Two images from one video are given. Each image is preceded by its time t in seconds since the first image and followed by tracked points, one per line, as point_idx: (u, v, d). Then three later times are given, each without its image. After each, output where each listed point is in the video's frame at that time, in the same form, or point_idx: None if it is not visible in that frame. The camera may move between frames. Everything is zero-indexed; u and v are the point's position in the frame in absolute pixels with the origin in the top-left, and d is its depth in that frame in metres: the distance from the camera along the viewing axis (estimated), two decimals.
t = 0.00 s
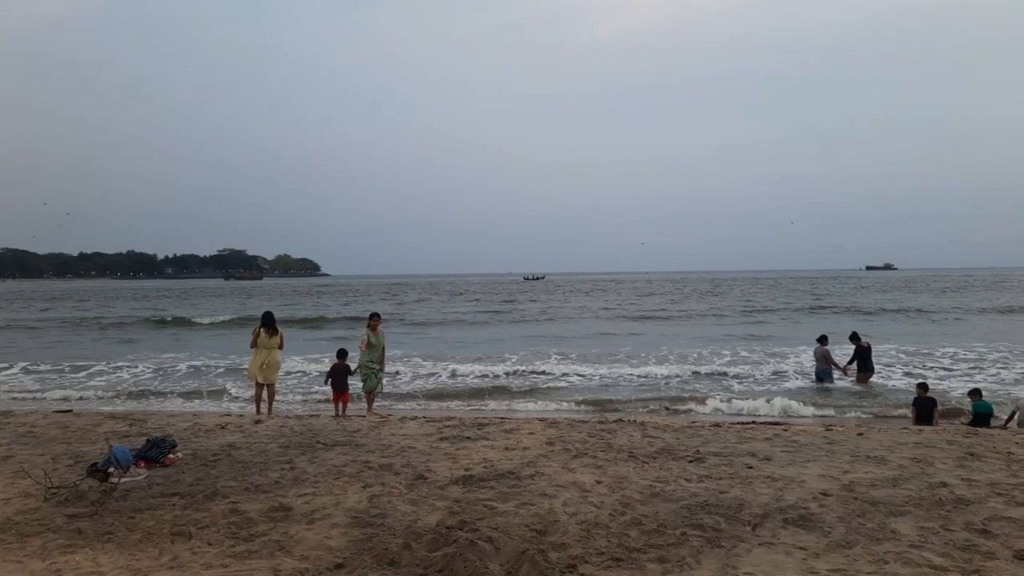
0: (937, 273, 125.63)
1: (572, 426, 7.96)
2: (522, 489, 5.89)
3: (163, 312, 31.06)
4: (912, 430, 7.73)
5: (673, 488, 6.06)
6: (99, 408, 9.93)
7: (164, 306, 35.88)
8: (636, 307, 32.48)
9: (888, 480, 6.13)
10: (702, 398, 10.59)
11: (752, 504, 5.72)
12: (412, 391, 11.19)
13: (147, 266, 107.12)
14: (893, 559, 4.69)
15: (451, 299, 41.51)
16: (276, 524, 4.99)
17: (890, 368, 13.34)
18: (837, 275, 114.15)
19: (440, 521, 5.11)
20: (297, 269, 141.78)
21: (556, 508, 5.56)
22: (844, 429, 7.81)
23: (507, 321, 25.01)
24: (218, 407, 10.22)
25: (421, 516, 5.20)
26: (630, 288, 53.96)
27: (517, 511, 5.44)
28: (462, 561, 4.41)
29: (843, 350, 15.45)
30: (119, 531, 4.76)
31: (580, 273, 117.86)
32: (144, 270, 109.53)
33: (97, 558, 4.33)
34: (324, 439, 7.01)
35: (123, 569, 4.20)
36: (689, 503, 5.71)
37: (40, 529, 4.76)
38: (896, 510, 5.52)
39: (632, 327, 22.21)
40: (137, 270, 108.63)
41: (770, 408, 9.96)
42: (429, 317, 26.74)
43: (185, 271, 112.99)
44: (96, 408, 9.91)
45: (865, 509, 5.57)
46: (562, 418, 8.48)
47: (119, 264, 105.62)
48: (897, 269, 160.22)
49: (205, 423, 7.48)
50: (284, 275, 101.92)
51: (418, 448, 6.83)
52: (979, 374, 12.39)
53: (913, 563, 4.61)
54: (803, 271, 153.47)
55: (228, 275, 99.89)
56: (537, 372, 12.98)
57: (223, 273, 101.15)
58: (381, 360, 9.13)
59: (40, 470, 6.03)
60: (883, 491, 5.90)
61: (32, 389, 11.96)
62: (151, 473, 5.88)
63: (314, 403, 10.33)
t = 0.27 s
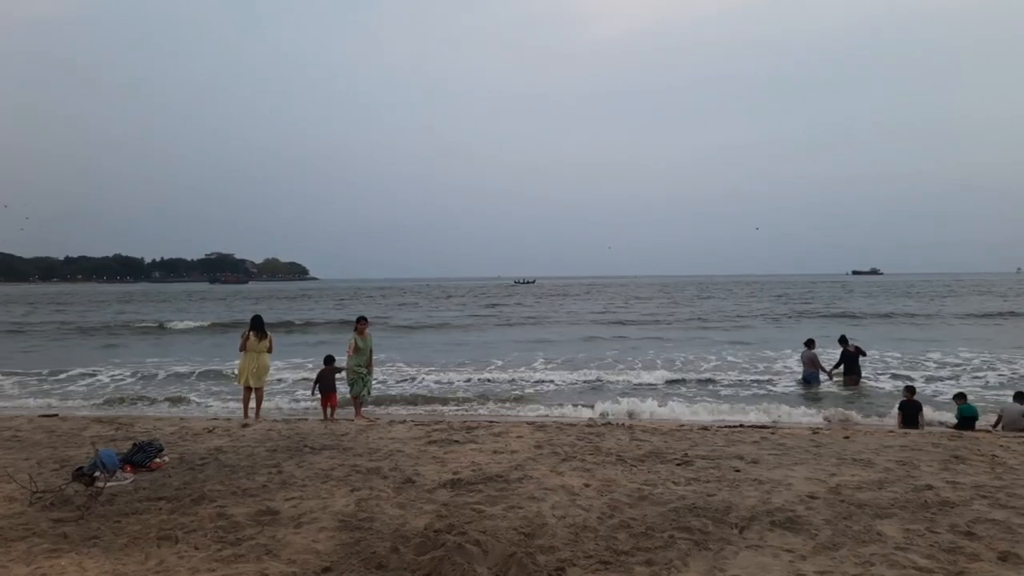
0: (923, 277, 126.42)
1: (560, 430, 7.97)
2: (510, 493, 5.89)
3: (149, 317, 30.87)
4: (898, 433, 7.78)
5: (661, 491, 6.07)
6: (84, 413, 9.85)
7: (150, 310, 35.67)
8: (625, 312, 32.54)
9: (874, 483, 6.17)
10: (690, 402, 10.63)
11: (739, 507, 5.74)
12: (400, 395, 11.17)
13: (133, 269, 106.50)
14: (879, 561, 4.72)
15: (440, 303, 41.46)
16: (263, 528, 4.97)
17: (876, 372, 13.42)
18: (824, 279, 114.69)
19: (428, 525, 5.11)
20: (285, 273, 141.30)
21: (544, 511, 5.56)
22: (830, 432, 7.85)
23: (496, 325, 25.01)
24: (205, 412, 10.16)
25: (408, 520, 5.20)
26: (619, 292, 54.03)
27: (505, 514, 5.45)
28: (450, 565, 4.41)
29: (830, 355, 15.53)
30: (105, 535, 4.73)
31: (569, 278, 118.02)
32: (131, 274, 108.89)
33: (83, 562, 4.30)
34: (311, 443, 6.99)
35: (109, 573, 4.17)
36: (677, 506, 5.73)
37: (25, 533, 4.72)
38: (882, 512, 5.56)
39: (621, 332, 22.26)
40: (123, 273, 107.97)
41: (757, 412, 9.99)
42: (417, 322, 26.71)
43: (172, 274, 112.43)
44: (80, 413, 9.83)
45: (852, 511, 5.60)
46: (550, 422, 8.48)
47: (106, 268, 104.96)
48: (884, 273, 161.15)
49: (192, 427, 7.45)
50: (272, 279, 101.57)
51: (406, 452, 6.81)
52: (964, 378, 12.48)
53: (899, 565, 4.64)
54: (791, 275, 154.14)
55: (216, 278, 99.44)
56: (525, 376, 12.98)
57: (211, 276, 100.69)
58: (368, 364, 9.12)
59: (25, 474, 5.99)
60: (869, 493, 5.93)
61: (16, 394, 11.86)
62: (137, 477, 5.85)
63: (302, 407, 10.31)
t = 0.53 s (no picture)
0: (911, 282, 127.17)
1: (550, 433, 7.96)
2: (499, 497, 5.89)
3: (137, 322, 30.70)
4: (886, 436, 7.82)
5: (650, 494, 6.08)
6: (70, 417, 9.78)
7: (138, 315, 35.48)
8: (615, 316, 32.57)
9: (862, 486, 6.19)
10: (680, 407, 10.65)
11: (728, 510, 5.76)
12: (390, 401, 11.14)
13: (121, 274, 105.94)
14: (867, 564, 4.74)
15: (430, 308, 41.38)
16: (251, 534, 4.95)
17: (865, 376, 13.47)
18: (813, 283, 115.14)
19: (418, 530, 5.09)
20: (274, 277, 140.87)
21: (534, 515, 5.56)
22: (819, 436, 7.88)
23: (486, 330, 24.97)
24: (193, 416, 10.10)
25: (398, 525, 5.18)
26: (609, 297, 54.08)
27: (494, 519, 5.44)
28: (439, 570, 4.40)
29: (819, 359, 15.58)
30: (91, 541, 4.70)
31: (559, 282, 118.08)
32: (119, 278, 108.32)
33: (68, 568, 4.27)
34: (300, 448, 6.96)
35: None
36: (666, 510, 5.73)
37: (10, 539, 4.69)
38: (870, 515, 5.58)
39: (611, 337, 22.28)
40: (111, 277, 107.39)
41: (746, 416, 10.01)
42: (407, 326, 26.66)
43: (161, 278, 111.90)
44: (66, 417, 9.75)
45: (840, 514, 5.62)
46: (540, 426, 8.48)
47: (93, 272, 104.36)
48: (873, 278, 161.96)
49: (180, 432, 7.41)
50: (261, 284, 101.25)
51: (395, 456, 6.80)
52: (952, 382, 12.55)
53: (887, 568, 4.66)
54: (780, 279, 154.70)
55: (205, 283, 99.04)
56: (515, 381, 12.97)
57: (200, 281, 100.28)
58: (358, 368, 9.09)
59: (10, 479, 5.94)
60: (858, 497, 5.95)
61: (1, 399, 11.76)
62: (124, 482, 5.81)
63: (291, 412, 10.27)
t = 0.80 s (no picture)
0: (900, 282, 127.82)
1: (539, 434, 7.97)
2: (489, 498, 5.89)
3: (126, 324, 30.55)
4: (874, 435, 7.85)
5: (639, 494, 6.09)
6: (58, 419, 9.74)
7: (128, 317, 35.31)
8: (606, 317, 32.61)
9: (850, 485, 6.22)
10: (669, 408, 10.67)
11: (716, 510, 5.77)
12: (380, 403, 11.12)
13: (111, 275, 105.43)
14: (855, 563, 4.76)
15: (421, 309, 41.35)
16: (239, 536, 4.94)
17: (853, 376, 13.53)
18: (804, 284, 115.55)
19: (407, 531, 5.09)
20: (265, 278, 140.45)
21: (523, 516, 5.56)
22: (807, 435, 7.91)
23: (476, 332, 24.96)
24: (182, 418, 10.06)
25: (387, 526, 5.18)
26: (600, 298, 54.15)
27: (484, 519, 5.44)
28: (428, 571, 4.40)
29: (809, 360, 15.64)
30: (78, 544, 4.67)
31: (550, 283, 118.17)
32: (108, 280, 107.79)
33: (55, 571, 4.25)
34: (289, 450, 6.95)
35: None
36: (655, 510, 5.75)
37: None
38: (858, 514, 5.60)
39: (602, 338, 22.30)
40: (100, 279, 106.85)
41: (735, 416, 10.04)
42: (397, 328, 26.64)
43: (151, 280, 111.41)
44: (54, 419, 9.71)
45: (828, 513, 5.65)
46: (530, 427, 8.49)
47: (82, 274, 103.81)
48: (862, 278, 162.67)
49: (169, 434, 7.38)
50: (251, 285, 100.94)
51: (385, 458, 6.79)
52: (940, 382, 12.62)
53: (874, 567, 4.68)
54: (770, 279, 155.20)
55: (195, 284, 98.68)
56: (505, 383, 12.97)
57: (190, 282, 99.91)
58: (348, 370, 9.07)
59: None
60: (846, 496, 5.98)
61: None
62: (111, 485, 5.79)
63: (280, 414, 10.24)
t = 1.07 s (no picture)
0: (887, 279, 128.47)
1: (528, 432, 7.98)
2: (478, 495, 5.90)
3: (113, 324, 30.37)
4: (861, 432, 7.90)
5: (628, 492, 6.11)
6: (44, 419, 9.69)
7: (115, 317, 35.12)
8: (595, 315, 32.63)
9: (837, 482, 6.26)
10: (658, 406, 10.70)
11: (704, 507, 5.80)
12: (369, 402, 11.10)
13: (98, 274, 104.79)
14: (841, 559, 4.79)
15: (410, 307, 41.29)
16: (227, 535, 4.93)
17: (841, 375, 13.59)
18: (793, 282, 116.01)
19: (395, 529, 5.09)
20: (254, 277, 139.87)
21: (512, 513, 5.57)
22: (795, 432, 7.95)
23: (465, 330, 24.93)
24: (170, 418, 10.02)
25: (375, 524, 5.18)
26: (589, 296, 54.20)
27: (472, 517, 5.45)
28: (416, 569, 4.39)
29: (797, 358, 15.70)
30: (63, 543, 4.65)
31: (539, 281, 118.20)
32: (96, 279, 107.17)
33: (40, 571, 4.22)
34: (278, 448, 6.94)
35: None
36: (644, 507, 5.77)
37: None
38: (845, 510, 5.64)
39: (591, 336, 22.33)
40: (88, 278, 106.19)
41: (724, 413, 10.08)
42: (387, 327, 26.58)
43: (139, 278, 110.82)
44: (41, 418, 9.67)
45: (815, 510, 5.68)
46: (519, 424, 8.49)
47: (69, 272, 103.16)
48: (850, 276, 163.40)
49: (156, 433, 7.36)
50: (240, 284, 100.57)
51: (374, 456, 6.79)
52: (927, 380, 12.70)
53: (860, 563, 4.72)
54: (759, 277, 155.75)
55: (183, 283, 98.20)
56: (494, 382, 12.97)
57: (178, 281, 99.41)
58: (339, 368, 9.05)
59: None
60: (832, 492, 6.02)
61: None
62: (98, 484, 5.77)
63: (268, 413, 10.21)
